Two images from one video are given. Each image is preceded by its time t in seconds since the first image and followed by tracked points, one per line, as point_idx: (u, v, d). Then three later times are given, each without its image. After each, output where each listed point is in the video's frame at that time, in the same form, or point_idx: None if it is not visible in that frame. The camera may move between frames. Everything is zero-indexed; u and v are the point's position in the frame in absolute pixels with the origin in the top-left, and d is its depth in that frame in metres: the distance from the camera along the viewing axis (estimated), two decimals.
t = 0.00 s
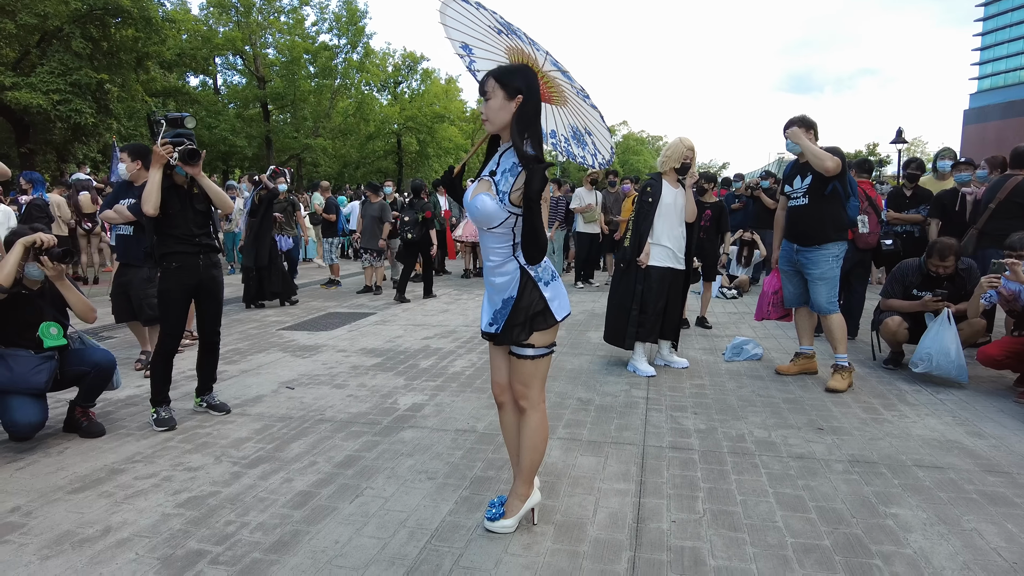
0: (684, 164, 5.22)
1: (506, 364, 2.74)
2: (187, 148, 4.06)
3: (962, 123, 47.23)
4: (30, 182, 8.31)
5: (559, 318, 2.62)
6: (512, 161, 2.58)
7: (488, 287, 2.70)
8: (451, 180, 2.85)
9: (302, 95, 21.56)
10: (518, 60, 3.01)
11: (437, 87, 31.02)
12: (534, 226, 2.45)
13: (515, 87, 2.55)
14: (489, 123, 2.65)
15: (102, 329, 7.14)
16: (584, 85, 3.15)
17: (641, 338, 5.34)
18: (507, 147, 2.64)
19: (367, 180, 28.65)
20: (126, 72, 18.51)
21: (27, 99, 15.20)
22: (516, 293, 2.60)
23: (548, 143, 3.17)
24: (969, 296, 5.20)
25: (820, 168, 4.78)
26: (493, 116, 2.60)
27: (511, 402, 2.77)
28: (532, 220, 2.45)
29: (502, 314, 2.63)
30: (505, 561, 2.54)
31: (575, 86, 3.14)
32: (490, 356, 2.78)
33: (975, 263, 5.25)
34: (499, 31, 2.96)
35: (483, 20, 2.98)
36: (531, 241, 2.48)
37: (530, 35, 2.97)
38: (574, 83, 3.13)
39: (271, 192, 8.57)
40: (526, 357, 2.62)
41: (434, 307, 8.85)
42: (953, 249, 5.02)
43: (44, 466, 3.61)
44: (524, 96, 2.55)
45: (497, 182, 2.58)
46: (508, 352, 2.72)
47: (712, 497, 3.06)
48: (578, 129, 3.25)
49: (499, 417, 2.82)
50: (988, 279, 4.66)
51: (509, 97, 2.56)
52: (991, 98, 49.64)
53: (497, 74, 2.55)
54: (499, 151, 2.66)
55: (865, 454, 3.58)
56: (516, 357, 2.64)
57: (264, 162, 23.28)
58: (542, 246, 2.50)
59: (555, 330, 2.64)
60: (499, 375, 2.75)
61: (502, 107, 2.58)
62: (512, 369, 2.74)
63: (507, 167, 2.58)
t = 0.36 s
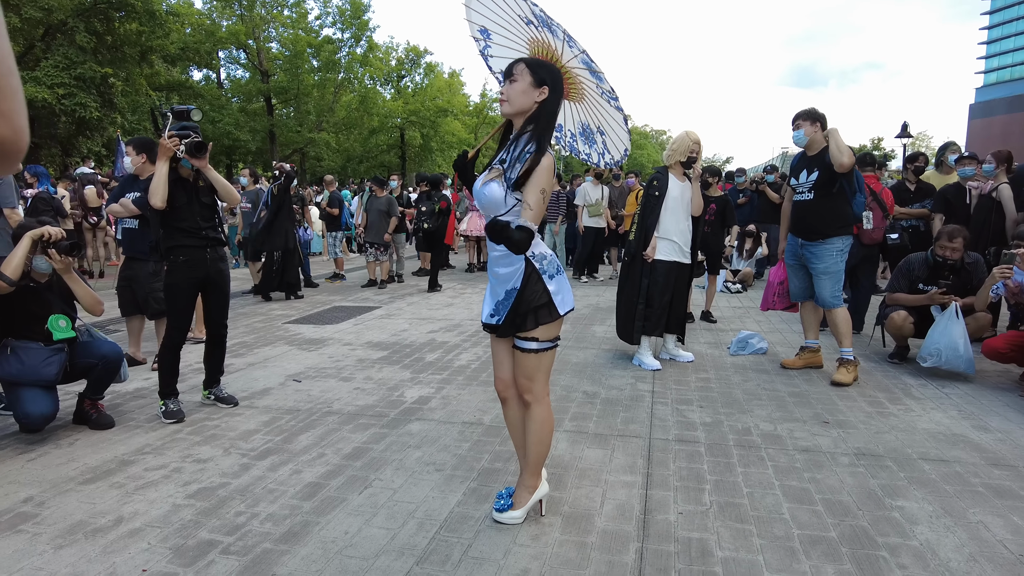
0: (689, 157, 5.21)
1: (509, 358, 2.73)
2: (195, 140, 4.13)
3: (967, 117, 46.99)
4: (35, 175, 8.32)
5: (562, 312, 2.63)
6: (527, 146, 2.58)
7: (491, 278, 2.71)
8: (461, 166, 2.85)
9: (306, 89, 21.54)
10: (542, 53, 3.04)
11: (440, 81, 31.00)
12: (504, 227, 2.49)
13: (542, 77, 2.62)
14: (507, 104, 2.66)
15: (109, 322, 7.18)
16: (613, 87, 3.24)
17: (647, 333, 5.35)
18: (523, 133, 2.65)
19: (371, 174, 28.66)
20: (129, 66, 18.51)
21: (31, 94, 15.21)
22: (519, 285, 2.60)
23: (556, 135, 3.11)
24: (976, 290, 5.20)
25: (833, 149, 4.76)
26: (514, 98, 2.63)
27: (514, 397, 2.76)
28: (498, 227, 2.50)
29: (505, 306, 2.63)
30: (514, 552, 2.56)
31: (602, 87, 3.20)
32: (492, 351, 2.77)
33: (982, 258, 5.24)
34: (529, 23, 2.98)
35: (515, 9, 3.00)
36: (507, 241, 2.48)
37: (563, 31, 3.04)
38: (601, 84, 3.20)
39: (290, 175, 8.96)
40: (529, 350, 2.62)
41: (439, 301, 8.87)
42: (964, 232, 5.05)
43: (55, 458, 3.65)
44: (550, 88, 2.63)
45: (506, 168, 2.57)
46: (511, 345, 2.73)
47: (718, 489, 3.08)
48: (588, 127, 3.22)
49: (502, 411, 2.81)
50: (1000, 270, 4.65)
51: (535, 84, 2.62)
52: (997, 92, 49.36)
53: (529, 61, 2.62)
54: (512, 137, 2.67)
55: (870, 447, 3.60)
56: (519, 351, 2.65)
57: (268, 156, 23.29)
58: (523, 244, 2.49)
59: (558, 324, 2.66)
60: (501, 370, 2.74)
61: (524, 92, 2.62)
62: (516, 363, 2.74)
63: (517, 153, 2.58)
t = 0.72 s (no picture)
0: (696, 151, 5.21)
1: (510, 351, 2.74)
2: (201, 134, 4.09)
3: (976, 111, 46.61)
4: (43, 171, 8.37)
5: (566, 308, 2.65)
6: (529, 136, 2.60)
7: (499, 271, 2.73)
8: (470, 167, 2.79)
9: (311, 84, 21.51)
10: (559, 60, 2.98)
11: (446, 76, 31.00)
12: (485, 203, 2.56)
13: (532, 69, 2.59)
14: (506, 105, 2.69)
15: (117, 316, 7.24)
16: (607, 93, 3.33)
17: (652, 327, 5.36)
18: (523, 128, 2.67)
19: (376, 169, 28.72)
20: (136, 62, 18.57)
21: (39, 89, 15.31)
22: (526, 279, 2.62)
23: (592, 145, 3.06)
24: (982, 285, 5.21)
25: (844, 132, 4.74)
26: (510, 95, 2.64)
27: (508, 388, 2.74)
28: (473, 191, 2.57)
29: (511, 299, 2.65)
30: (519, 543, 2.58)
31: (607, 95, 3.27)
32: (492, 343, 2.76)
33: (989, 252, 5.24)
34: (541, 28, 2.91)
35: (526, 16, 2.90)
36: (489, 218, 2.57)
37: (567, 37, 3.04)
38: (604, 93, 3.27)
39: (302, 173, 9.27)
40: (532, 345, 2.64)
41: (444, 296, 8.89)
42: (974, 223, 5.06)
43: (66, 450, 3.69)
44: (540, 78, 2.60)
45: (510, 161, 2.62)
46: (513, 339, 2.73)
47: (722, 482, 3.09)
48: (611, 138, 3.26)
49: (493, 403, 2.78)
50: (1007, 264, 4.65)
51: (525, 77, 2.60)
52: (1006, 85, 48.92)
53: (519, 56, 2.61)
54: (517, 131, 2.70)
55: (875, 441, 3.60)
56: (523, 344, 2.66)
57: (274, 151, 23.33)
58: (501, 223, 2.57)
59: (562, 320, 2.67)
60: (501, 362, 2.73)
61: (517, 87, 2.61)
62: (517, 357, 2.74)
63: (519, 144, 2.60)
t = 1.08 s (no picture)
0: (700, 144, 5.17)
1: (515, 343, 2.73)
2: (202, 129, 4.14)
3: (983, 104, 46.26)
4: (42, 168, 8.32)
5: (570, 300, 2.66)
6: (525, 131, 2.59)
7: (501, 264, 2.72)
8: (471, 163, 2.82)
9: (315, 78, 21.51)
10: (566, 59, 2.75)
11: (449, 70, 30.95)
12: (481, 200, 2.58)
13: (517, 64, 2.61)
14: (501, 103, 2.71)
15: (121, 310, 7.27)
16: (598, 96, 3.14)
17: (653, 321, 5.35)
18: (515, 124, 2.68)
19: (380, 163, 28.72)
20: (139, 57, 18.63)
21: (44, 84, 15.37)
22: (529, 273, 2.62)
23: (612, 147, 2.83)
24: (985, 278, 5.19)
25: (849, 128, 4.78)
26: (502, 94, 2.66)
27: (513, 379, 2.74)
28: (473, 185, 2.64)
29: (514, 293, 2.64)
30: (520, 535, 2.59)
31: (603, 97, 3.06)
32: (496, 334, 2.76)
33: (993, 245, 5.23)
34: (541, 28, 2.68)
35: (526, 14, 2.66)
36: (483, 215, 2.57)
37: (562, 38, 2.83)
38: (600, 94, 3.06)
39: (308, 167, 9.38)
40: (537, 337, 2.64)
41: (447, 290, 8.90)
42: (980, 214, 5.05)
43: (70, 442, 3.72)
44: (526, 71, 2.60)
45: (507, 156, 2.62)
46: (517, 332, 2.72)
47: (723, 475, 3.09)
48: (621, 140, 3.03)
49: (495, 395, 2.77)
50: (1008, 255, 4.68)
51: (511, 74, 2.61)
52: (1013, 79, 48.57)
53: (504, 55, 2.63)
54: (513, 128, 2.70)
55: (876, 434, 3.60)
56: (527, 337, 2.66)
57: (278, 146, 23.35)
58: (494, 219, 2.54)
59: (566, 312, 2.68)
60: (506, 353, 2.73)
61: (506, 85, 2.63)
62: (521, 348, 2.74)
63: (514, 139, 2.61)
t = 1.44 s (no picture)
0: (700, 139, 5.20)
1: (515, 338, 2.74)
2: (202, 125, 4.10)
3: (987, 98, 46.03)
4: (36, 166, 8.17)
5: (568, 296, 2.67)
6: (524, 129, 2.60)
7: (500, 260, 2.72)
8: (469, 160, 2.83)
9: (316, 73, 21.48)
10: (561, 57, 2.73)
11: (451, 65, 30.86)
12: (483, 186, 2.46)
13: (511, 63, 2.60)
14: (497, 102, 2.72)
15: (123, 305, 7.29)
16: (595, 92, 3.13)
17: (654, 316, 5.35)
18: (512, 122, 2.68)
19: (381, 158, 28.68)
20: (140, 52, 18.64)
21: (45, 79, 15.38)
22: (528, 269, 2.62)
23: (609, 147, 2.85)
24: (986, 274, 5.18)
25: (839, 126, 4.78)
26: (498, 93, 2.67)
27: (513, 375, 2.75)
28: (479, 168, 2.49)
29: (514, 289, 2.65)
30: (520, 529, 2.61)
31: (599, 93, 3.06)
32: (497, 330, 2.77)
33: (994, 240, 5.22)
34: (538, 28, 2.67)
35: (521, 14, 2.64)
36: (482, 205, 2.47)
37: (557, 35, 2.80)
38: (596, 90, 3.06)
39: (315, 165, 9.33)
40: (536, 332, 2.65)
41: (449, 285, 8.91)
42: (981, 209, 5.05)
43: (73, 436, 3.74)
44: (519, 70, 2.59)
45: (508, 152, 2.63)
46: (517, 327, 2.74)
47: (722, 470, 3.10)
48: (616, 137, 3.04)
49: (496, 390, 2.78)
50: (1009, 251, 4.69)
51: (505, 73, 2.61)
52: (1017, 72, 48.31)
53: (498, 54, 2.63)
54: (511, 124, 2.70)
55: (876, 429, 3.60)
56: (526, 332, 2.67)
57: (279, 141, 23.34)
58: (494, 210, 2.45)
59: (564, 307, 2.69)
60: (506, 349, 2.74)
61: (500, 84, 2.63)
62: (521, 344, 2.75)
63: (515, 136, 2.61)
